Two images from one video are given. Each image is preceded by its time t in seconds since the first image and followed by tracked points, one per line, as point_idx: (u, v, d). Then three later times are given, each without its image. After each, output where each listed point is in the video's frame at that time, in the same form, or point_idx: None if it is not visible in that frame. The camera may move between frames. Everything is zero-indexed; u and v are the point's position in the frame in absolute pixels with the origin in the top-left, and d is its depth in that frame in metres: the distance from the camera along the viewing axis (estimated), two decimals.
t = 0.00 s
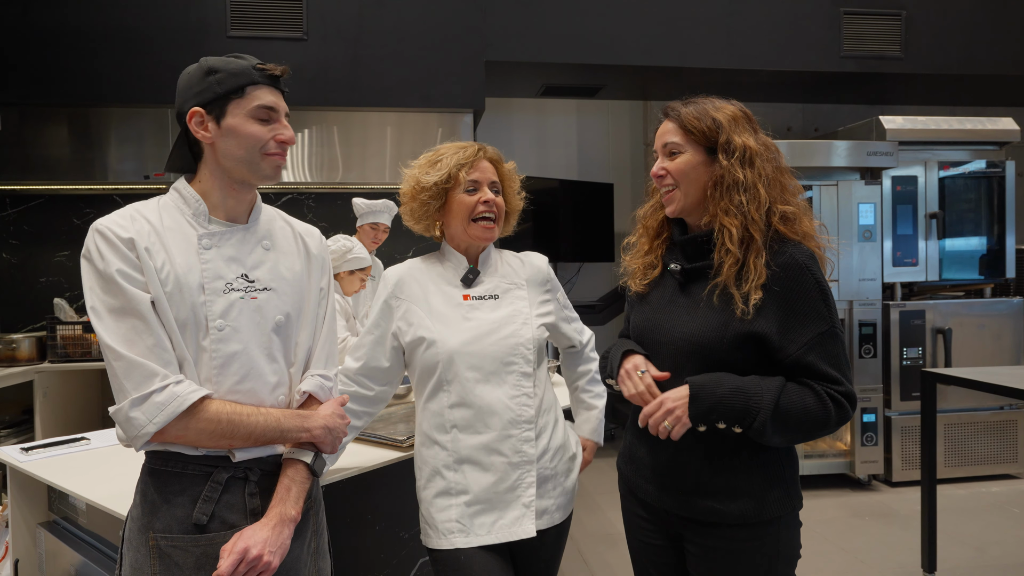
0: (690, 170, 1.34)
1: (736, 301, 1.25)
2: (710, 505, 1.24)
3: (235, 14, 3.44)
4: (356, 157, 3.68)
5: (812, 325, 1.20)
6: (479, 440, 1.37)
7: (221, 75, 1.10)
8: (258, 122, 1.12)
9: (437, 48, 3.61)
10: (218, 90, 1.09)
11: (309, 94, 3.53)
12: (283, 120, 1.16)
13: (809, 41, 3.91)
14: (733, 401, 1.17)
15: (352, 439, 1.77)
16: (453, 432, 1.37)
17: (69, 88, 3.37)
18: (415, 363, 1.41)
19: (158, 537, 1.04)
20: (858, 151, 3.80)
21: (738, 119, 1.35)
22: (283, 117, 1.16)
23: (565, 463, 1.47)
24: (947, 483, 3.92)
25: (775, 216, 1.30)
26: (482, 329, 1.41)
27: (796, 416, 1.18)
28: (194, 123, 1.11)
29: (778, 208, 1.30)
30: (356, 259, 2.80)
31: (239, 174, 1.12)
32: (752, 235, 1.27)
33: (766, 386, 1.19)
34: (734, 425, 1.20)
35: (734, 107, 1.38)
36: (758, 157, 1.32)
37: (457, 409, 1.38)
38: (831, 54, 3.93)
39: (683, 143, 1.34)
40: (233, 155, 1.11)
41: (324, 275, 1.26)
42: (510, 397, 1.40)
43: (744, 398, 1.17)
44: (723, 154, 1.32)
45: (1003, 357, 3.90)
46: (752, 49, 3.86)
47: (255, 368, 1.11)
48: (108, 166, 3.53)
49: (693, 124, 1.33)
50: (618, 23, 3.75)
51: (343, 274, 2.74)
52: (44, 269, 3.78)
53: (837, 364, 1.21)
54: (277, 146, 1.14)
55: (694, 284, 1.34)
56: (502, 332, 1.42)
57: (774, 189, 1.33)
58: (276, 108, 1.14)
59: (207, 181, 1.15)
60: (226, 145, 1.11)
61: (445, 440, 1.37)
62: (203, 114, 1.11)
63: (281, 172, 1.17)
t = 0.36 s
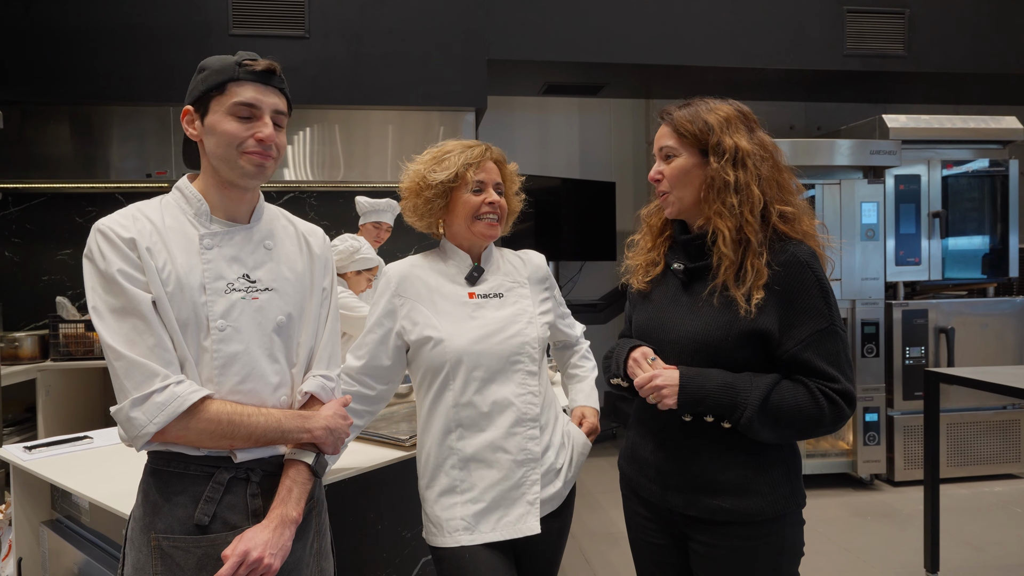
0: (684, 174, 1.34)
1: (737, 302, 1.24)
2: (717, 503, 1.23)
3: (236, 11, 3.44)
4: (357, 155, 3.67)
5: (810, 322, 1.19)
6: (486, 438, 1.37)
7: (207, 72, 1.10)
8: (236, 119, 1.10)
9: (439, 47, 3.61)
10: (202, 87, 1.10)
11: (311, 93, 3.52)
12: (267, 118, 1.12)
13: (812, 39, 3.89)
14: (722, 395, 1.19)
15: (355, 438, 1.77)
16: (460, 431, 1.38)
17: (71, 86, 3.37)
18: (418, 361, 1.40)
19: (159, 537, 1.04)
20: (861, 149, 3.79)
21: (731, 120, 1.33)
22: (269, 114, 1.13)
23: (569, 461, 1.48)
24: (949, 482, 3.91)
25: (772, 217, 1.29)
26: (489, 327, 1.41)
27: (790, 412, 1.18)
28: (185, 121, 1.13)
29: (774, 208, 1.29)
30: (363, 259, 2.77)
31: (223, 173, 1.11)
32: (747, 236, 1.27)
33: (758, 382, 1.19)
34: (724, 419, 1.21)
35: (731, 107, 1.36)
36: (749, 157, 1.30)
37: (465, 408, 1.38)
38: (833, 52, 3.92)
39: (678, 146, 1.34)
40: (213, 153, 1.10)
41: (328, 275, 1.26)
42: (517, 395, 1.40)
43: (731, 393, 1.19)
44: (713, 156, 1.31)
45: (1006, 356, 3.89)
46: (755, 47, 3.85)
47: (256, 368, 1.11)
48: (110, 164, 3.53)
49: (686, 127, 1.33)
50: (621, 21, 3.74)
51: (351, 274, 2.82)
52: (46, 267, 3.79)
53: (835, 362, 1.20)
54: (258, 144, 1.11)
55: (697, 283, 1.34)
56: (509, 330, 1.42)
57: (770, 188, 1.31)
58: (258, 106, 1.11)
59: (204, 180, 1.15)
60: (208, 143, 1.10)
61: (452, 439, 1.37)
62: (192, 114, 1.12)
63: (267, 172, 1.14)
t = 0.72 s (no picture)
0: (679, 183, 1.35)
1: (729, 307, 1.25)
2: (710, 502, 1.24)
3: (238, 11, 3.44)
4: (359, 155, 3.68)
5: (779, 305, 1.14)
6: (489, 437, 1.37)
7: (239, 82, 1.09)
8: (273, 132, 1.12)
9: (442, 47, 3.61)
10: (237, 98, 1.09)
11: (312, 93, 3.52)
12: (298, 129, 1.16)
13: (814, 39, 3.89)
14: (661, 318, 1.15)
15: (356, 438, 1.77)
16: (463, 431, 1.38)
17: (73, 86, 3.37)
18: (421, 362, 1.41)
19: (163, 537, 1.04)
20: (864, 149, 3.78)
21: (722, 128, 1.30)
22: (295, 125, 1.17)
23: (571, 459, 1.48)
24: (951, 483, 3.91)
25: (765, 224, 1.27)
26: (490, 328, 1.40)
27: (715, 364, 1.10)
28: (208, 128, 1.10)
29: (766, 216, 1.27)
30: (372, 261, 2.78)
31: (252, 182, 1.13)
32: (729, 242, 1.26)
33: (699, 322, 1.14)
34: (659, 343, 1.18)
35: (730, 111, 1.32)
36: (735, 166, 1.27)
37: (466, 407, 1.37)
38: (836, 52, 3.91)
39: (675, 155, 1.35)
40: (247, 164, 1.11)
41: (329, 275, 1.26)
42: (519, 394, 1.40)
43: (674, 316, 1.15)
44: (698, 166, 1.31)
45: (1008, 357, 3.89)
46: (757, 47, 3.85)
47: (259, 369, 1.11)
48: (112, 164, 3.53)
49: (680, 137, 1.34)
50: (623, 21, 3.74)
51: (359, 274, 2.82)
52: (47, 267, 3.79)
53: (786, 349, 1.11)
54: (290, 155, 1.15)
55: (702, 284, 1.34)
56: (510, 330, 1.42)
57: (762, 195, 1.27)
58: (292, 118, 1.14)
59: (217, 183, 1.14)
60: (241, 154, 1.11)
61: (456, 439, 1.38)
62: (217, 121, 1.10)
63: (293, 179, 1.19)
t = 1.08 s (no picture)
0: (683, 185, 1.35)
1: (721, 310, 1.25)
2: (708, 502, 1.24)
3: (241, 12, 3.44)
4: (362, 156, 3.68)
5: (758, 307, 1.16)
6: (489, 440, 1.37)
7: (243, 83, 1.09)
8: (278, 132, 1.12)
9: (444, 47, 3.61)
10: (241, 99, 1.09)
11: (315, 93, 3.53)
12: (303, 129, 1.16)
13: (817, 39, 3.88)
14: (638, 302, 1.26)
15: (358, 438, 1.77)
16: (465, 433, 1.37)
17: (76, 86, 3.37)
18: (422, 364, 1.41)
19: (165, 538, 1.04)
20: (867, 148, 3.77)
21: (725, 130, 1.29)
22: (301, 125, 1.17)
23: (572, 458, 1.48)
24: (955, 483, 3.90)
25: (764, 227, 1.25)
26: (490, 330, 1.40)
27: (674, 348, 1.19)
28: (213, 129, 1.10)
29: (764, 220, 1.25)
30: (371, 261, 2.77)
31: (256, 182, 1.13)
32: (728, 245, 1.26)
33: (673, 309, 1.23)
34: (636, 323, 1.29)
35: (735, 111, 1.31)
36: (736, 169, 1.26)
37: (467, 410, 1.37)
38: (838, 51, 3.90)
39: (680, 157, 1.35)
40: (251, 165, 1.11)
41: (331, 275, 1.26)
42: (520, 397, 1.40)
43: (649, 300, 1.25)
44: (701, 168, 1.31)
45: (1012, 356, 3.87)
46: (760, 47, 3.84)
47: (261, 369, 1.11)
48: (115, 165, 3.54)
49: (685, 138, 1.33)
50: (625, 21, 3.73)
51: (359, 274, 2.81)
52: (51, 267, 3.79)
53: (756, 351, 1.12)
54: (294, 156, 1.15)
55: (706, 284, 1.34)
56: (511, 332, 1.41)
57: (763, 198, 1.26)
58: (297, 119, 1.14)
59: (220, 183, 1.14)
60: (246, 155, 1.11)
61: (457, 441, 1.37)
62: (221, 123, 1.10)
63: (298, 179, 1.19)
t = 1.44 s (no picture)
0: (695, 181, 1.34)
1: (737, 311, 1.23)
2: (709, 501, 1.23)
3: (241, 12, 3.43)
4: (363, 156, 3.69)
5: (783, 312, 1.11)
6: (488, 440, 1.36)
7: (242, 76, 1.09)
8: (279, 123, 1.12)
9: (445, 47, 3.61)
10: (240, 92, 1.08)
11: (316, 93, 3.53)
12: (303, 120, 1.16)
13: (819, 37, 3.87)
14: (645, 358, 1.06)
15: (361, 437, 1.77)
16: (463, 433, 1.37)
17: (77, 86, 3.37)
18: (420, 362, 1.40)
19: (167, 537, 1.04)
20: (868, 147, 3.77)
21: (735, 126, 1.28)
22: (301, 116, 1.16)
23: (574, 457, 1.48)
24: (958, 482, 3.89)
25: (778, 224, 1.24)
26: (489, 327, 1.39)
27: (709, 391, 1.04)
28: (214, 124, 1.10)
29: (780, 216, 1.24)
30: (370, 260, 2.77)
31: (259, 175, 1.13)
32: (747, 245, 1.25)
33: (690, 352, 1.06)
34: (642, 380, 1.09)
35: (743, 108, 1.30)
36: (749, 164, 1.25)
37: (465, 410, 1.37)
38: (840, 49, 3.89)
39: (689, 155, 1.35)
40: (254, 158, 1.11)
41: (335, 273, 1.25)
42: (518, 396, 1.39)
43: (659, 353, 1.06)
44: (714, 165, 1.30)
45: (1015, 355, 3.86)
46: (761, 45, 3.84)
47: (264, 367, 1.10)
48: (116, 165, 3.55)
49: (693, 136, 1.33)
50: (626, 19, 3.73)
51: (358, 274, 2.81)
52: (53, 268, 3.80)
53: (789, 356, 1.08)
54: (297, 147, 1.14)
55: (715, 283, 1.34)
56: (510, 330, 1.40)
57: (777, 193, 1.25)
58: (296, 110, 1.14)
59: (223, 180, 1.14)
60: (248, 148, 1.10)
61: (456, 441, 1.37)
62: (222, 117, 1.10)
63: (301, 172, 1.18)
